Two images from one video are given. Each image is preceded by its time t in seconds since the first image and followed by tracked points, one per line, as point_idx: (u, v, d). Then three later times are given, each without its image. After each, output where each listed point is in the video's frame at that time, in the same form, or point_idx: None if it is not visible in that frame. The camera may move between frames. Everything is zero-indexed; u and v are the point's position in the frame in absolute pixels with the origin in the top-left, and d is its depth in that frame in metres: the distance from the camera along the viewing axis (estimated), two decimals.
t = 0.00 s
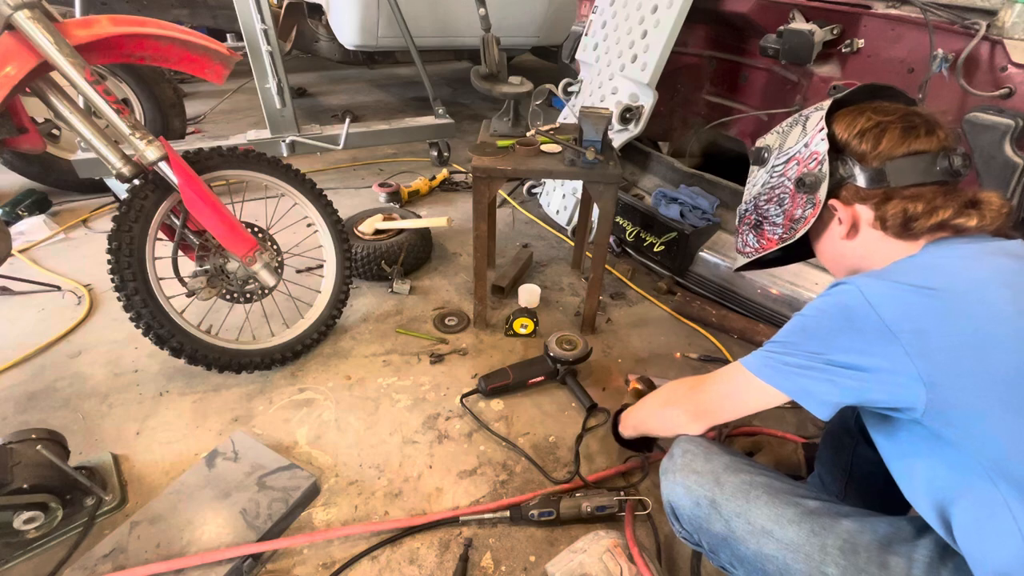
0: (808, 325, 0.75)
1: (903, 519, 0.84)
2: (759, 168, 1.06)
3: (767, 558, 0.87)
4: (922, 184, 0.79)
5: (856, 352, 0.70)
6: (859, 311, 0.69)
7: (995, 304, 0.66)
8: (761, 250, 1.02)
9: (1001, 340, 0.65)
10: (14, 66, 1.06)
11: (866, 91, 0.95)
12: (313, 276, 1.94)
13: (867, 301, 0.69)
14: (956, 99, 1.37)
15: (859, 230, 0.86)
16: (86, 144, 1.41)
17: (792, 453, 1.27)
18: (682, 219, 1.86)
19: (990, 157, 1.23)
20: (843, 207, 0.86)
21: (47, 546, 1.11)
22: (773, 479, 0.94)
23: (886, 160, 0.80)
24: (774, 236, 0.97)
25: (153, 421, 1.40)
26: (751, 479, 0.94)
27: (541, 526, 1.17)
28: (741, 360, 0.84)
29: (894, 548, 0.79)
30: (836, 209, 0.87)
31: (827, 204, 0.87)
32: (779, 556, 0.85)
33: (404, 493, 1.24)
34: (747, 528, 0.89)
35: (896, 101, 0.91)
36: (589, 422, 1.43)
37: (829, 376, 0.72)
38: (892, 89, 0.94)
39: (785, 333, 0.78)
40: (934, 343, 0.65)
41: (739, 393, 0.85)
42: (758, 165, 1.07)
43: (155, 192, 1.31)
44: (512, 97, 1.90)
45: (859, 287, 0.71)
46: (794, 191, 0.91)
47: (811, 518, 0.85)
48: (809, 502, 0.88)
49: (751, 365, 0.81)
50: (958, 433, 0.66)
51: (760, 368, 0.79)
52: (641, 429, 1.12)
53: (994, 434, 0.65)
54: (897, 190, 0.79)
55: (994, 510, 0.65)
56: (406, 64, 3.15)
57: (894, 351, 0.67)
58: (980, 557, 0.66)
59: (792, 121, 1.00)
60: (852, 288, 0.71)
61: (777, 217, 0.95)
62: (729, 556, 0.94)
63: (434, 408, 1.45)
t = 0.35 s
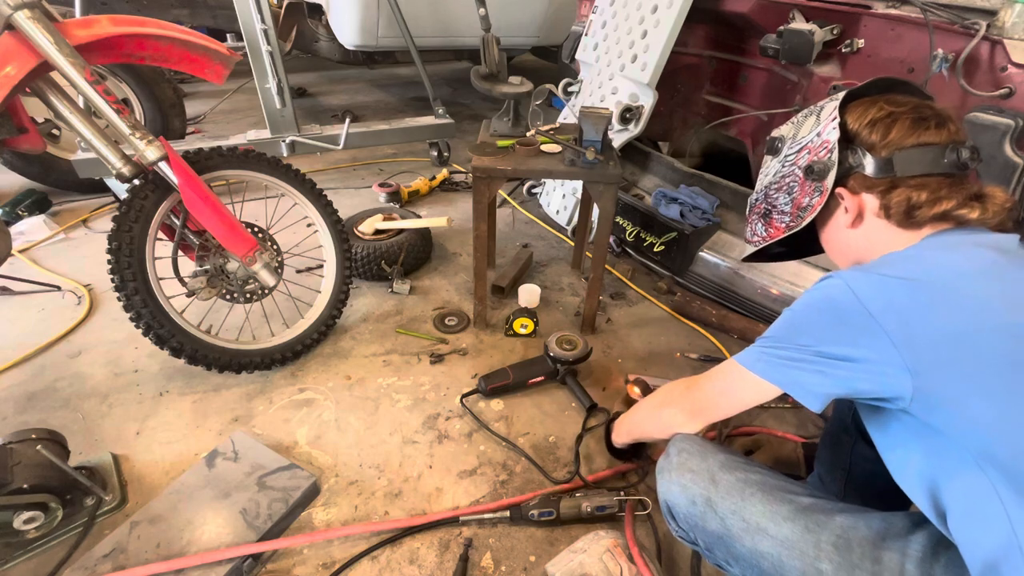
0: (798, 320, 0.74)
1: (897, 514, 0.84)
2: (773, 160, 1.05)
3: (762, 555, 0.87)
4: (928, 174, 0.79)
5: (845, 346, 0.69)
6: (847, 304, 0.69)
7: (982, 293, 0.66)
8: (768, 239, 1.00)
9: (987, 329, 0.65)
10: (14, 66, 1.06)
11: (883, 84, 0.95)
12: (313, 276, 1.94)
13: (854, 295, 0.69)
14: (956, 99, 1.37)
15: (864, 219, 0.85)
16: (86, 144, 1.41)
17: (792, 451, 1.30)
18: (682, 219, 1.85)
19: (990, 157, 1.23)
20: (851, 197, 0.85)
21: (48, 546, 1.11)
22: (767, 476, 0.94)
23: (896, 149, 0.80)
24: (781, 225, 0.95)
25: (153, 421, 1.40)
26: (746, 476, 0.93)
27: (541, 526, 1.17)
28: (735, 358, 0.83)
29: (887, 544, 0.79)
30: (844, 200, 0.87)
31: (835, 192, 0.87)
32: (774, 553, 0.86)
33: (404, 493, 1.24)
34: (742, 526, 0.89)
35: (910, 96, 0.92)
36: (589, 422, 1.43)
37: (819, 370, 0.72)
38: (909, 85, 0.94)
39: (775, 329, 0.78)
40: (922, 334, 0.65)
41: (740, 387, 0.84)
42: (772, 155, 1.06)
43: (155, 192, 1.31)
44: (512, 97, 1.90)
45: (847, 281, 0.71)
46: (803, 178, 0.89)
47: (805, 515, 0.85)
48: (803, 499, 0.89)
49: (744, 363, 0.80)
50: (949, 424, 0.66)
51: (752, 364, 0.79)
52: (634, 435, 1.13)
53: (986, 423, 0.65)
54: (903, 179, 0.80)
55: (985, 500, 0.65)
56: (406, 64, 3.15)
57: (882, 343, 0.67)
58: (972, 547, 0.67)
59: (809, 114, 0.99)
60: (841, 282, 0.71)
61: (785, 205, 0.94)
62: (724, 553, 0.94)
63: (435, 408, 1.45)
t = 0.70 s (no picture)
0: (805, 321, 0.76)
1: (894, 511, 0.85)
2: (772, 157, 1.05)
3: (759, 554, 0.87)
4: (927, 172, 0.80)
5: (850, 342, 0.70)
6: (848, 302, 0.70)
7: (984, 287, 0.66)
8: (766, 236, 0.99)
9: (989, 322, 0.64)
10: (14, 66, 1.06)
11: (885, 84, 0.95)
12: (313, 276, 1.94)
13: (855, 292, 0.69)
14: (955, 99, 1.37)
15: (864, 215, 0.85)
16: (86, 144, 1.41)
17: (792, 451, 1.30)
18: (682, 219, 1.85)
19: (990, 157, 1.23)
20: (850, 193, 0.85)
21: (48, 546, 1.11)
22: (764, 475, 0.94)
23: (895, 146, 0.80)
24: (780, 222, 0.95)
25: (153, 421, 1.40)
26: (743, 475, 0.93)
27: (541, 526, 1.17)
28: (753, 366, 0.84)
29: (883, 540, 0.80)
30: (843, 197, 0.86)
31: (834, 188, 0.86)
32: (770, 551, 0.85)
33: (404, 493, 1.24)
34: (739, 524, 0.88)
35: (911, 95, 0.91)
36: (589, 421, 1.43)
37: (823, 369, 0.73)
38: (911, 85, 0.94)
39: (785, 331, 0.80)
40: (922, 329, 0.65)
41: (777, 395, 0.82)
42: (771, 154, 1.06)
43: (155, 192, 1.31)
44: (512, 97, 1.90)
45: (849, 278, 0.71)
46: (803, 175, 0.89)
47: (801, 513, 0.85)
48: (799, 497, 0.89)
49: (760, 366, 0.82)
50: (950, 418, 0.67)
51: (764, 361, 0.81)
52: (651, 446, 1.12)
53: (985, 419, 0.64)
54: (903, 175, 0.80)
55: (985, 495, 0.65)
56: (406, 63, 3.16)
57: (881, 340, 0.67)
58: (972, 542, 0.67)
59: (809, 113, 0.99)
60: (845, 277, 0.71)
61: (784, 202, 0.93)
62: (720, 552, 0.93)
63: (434, 408, 1.45)
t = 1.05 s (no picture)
0: (807, 324, 0.77)
1: (891, 511, 0.85)
2: (767, 158, 1.05)
3: (758, 555, 0.87)
4: (925, 171, 0.80)
5: (853, 343, 0.71)
6: (850, 303, 0.71)
7: (982, 286, 0.66)
8: (763, 237, 0.99)
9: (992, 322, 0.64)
10: (14, 66, 1.06)
11: (881, 85, 0.95)
12: (313, 276, 1.94)
13: (855, 294, 0.70)
14: (956, 99, 1.37)
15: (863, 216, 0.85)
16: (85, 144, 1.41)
17: (792, 450, 1.30)
18: (682, 219, 1.85)
19: (990, 157, 1.23)
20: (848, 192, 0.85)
21: (47, 546, 1.11)
22: (762, 475, 0.94)
23: (893, 146, 0.81)
24: (778, 222, 0.94)
25: (153, 421, 1.40)
26: (740, 476, 0.92)
27: (541, 526, 1.17)
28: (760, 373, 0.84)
29: (880, 539, 0.80)
30: (842, 197, 0.86)
31: (833, 188, 0.86)
32: (769, 552, 0.85)
33: (404, 493, 1.24)
34: (737, 525, 0.88)
35: (905, 96, 0.92)
36: (589, 421, 1.43)
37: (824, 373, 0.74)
38: (904, 86, 0.94)
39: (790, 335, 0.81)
40: (924, 329, 0.65)
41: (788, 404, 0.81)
42: (767, 155, 1.06)
43: (155, 192, 1.31)
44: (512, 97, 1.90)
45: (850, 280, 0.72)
46: (801, 176, 0.89)
47: (799, 513, 0.85)
48: (797, 497, 0.89)
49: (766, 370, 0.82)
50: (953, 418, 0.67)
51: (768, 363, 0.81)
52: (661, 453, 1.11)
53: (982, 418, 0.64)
54: (902, 175, 0.80)
55: (986, 496, 0.65)
56: (406, 63, 3.16)
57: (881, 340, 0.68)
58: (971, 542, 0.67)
59: (804, 114, 0.99)
60: (848, 279, 0.72)
61: (781, 203, 0.93)
62: (718, 553, 0.93)
63: (435, 408, 1.45)
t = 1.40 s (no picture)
0: (815, 321, 0.76)
1: (888, 512, 0.84)
2: (771, 159, 1.05)
3: (754, 560, 0.87)
4: (928, 171, 0.80)
5: (863, 341, 0.70)
6: (863, 302, 0.70)
7: (990, 288, 0.66)
8: (767, 238, 0.99)
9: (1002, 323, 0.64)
10: (14, 66, 1.06)
11: (882, 85, 0.95)
12: (313, 276, 1.94)
13: (868, 291, 0.69)
14: (956, 99, 1.37)
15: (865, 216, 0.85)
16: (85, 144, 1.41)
17: (792, 451, 1.30)
18: (682, 219, 1.85)
19: (990, 157, 1.23)
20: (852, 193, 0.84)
21: (48, 546, 1.12)
22: (758, 480, 0.93)
23: (895, 146, 0.80)
24: (781, 223, 0.95)
25: (153, 421, 1.40)
26: (737, 482, 0.92)
27: (541, 526, 1.17)
28: (765, 374, 0.83)
29: (878, 542, 0.80)
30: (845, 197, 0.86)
31: (835, 188, 0.86)
32: (766, 557, 0.86)
33: (404, 493, 1.24)
34: (733, 531, 0.89)
35: (908, 96, 0.91)
36: (589, 421, 1.43)
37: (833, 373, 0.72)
38: (906, 85, 0.94)
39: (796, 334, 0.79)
40: (937, 328, 0.65)
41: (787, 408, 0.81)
42: (771, 156, 1.06)
43: (155, 192, 1.31)
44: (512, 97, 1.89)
45: (861, 278, 0.71)
46: (804, 176, 0.89)
47: (797, 517, 0.85)
48: (794, 500, 0.89)
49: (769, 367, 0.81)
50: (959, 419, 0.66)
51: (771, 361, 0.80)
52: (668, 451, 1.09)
53: (989, 421, 0.64)
54: (904, 174, 0.80)
55: (991, 497, 0.65)
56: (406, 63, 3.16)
57: (895, 340, 0.67)
58: (974, 545, 0.67)
59: (807, 114, 0.99)
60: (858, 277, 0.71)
61: (785, 203, 0.93)
62: (715, 557, 0.94)
63: (435, 408, 1.45)
